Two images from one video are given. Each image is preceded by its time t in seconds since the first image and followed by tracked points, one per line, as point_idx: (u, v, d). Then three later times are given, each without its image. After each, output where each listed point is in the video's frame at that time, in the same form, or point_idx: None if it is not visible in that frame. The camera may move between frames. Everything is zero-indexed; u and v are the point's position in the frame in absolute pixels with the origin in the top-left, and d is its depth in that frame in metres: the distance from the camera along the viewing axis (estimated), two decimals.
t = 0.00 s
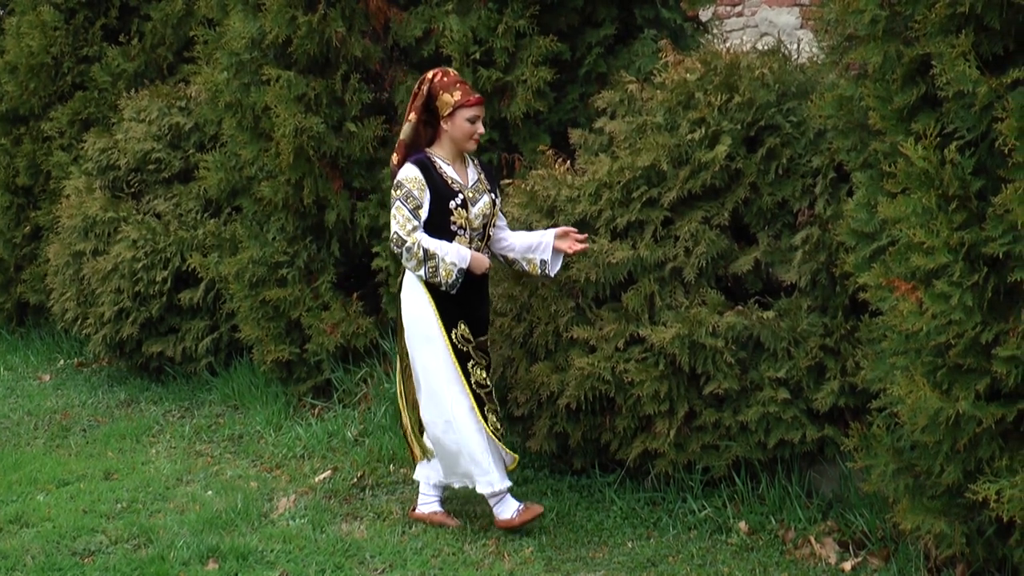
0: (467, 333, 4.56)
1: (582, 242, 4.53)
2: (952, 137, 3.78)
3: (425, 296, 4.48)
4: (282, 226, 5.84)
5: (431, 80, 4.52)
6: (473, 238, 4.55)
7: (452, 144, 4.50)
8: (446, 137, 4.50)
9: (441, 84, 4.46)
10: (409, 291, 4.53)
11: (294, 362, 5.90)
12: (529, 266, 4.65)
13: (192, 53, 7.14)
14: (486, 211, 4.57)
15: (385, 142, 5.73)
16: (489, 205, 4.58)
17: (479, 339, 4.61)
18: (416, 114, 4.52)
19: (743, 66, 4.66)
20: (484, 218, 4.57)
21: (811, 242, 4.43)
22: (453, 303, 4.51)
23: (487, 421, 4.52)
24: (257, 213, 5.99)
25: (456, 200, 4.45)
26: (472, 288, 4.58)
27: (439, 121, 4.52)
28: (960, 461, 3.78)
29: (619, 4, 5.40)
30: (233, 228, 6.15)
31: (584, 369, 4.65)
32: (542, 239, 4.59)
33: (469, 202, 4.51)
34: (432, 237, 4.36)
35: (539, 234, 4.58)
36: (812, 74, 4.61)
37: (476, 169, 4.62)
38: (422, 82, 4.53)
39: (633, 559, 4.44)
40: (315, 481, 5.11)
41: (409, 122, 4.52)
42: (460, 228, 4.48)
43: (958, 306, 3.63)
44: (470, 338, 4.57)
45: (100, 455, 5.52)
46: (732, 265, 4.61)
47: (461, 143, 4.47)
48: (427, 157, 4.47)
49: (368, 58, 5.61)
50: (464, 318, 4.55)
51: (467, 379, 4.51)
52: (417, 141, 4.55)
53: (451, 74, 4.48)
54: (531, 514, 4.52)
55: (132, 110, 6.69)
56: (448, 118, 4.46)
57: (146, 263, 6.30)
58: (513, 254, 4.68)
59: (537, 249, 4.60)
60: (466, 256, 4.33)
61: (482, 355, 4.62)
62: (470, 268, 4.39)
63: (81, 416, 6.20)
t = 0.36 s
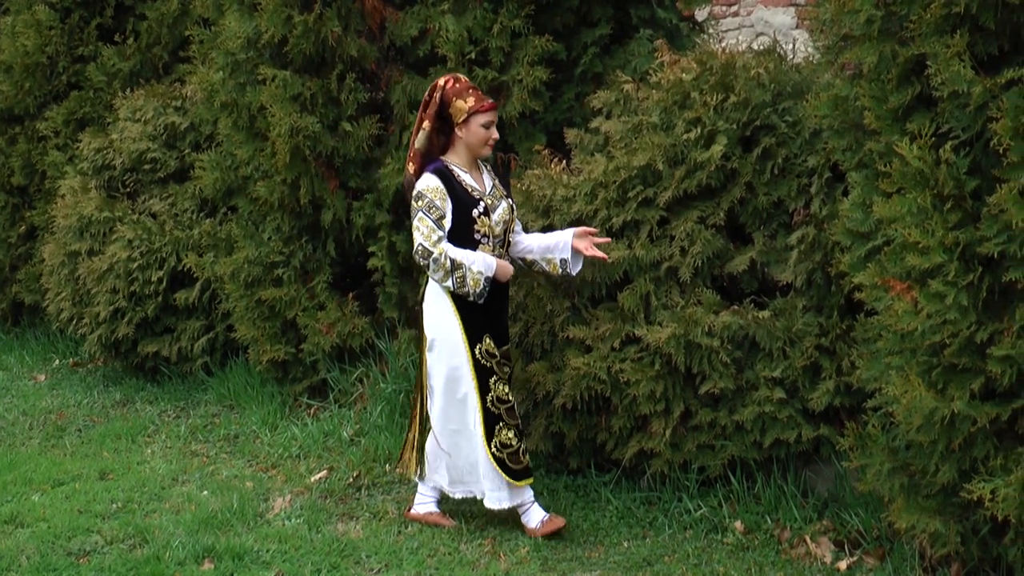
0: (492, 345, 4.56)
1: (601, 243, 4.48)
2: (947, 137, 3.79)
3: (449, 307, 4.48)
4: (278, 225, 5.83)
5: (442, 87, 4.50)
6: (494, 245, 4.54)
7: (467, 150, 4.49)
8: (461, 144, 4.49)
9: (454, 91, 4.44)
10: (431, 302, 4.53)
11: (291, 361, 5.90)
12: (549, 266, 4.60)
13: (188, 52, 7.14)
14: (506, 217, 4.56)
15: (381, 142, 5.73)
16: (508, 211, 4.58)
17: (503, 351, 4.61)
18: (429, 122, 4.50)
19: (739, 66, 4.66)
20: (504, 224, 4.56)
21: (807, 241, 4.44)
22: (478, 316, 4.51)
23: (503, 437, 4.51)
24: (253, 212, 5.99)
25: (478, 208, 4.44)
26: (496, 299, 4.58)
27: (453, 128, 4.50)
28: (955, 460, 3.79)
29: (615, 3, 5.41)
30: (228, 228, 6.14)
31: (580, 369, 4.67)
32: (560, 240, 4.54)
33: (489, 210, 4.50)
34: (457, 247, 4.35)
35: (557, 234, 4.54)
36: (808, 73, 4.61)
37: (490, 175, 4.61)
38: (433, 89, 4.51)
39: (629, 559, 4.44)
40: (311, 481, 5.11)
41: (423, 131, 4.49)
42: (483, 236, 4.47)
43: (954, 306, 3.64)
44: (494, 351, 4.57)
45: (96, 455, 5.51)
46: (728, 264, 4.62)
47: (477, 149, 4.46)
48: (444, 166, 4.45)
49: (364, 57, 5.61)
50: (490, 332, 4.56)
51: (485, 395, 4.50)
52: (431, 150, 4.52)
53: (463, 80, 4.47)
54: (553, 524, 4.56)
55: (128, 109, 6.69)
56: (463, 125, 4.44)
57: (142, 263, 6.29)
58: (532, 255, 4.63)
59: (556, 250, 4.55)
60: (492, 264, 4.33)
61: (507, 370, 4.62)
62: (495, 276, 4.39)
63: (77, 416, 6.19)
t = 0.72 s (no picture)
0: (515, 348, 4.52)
1: (626, 242, 4.46)
2: (940, 136, 3.80)
3: (474, 307, 4.45)
4: (272, 225, 5.83)
5: (456, 87, 4.45)
6: (520, 243, 4.48)
7: (486, 148, 4.43)
8: (479, 143, 4.44)
9: (467, 90, 4.41)
10: (457, 299, 4.50)
11: (285, 361, 5.89)
12: (571, 264, 4.56)
13: (182, 51, 7.12)
14: (529, 214, 4.51)
15: (375, 142, 5.71)
16: (531, 208, 4.52)
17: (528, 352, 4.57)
18: (446, 122, 4.45)
19: (733, 66, 4.66)
20: (528, 221, 4.51)
21: (800, 241, 4.45)
22: (500, 318, 4.47)
23: (517, 441, 4.49)
24: (247, 212, 5.98)
25: (502, 206, 4.39)
26: (522, 300, 4.54)
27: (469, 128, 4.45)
28: (948, 459, 3.80)
29: (609, 3, 5.42)
30: (223, 228, 6.13)
31: (575, 368, 4.70)
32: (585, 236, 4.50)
33: (513, 207, 4.44)
34: (484, 248, 4.30)
35: (582, 231, 4.50)
36: (802, 73, 4.62)
37: (510, 172, 4.55)
38: (447, 89, 4.47)
39: (623, 559, 4.44)
40: (306, 480, 5.10)
41: (441, 132, 4.44)
42: (509, 235, 4.42)
43: (947, 305, 3.66)
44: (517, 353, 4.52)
45: (90, 455, 5.50)
46: (722, 264, 4.62)
47: (495, 146, 4.40)
48: (464, 167, 4.40)
49: (359, 56, 5.60)
50: (513, 334, 4.51)
51: (503, 398, 4.47)
52: (450, 150, 4.48)
53: (475, 78, 4.42)
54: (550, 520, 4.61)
55: (122, 108, 6.67)
56: (479, 123, 4.39)
57: (136, 262, 6.28)
58: (555, 252, 4.58)
59: (580, 246, 4.51)
60: (520, 262, 4.27)
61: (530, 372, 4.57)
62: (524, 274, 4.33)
63: (70, 416, 6.18)
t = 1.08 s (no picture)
0: (521, 349, 4.44)
1: (634, 240, 4.48)
2: (932, 136, 3.81)
3: (479, 307, 4.41)
4: (265, 224, 5.82)
5: (467, 82, 4.41)
6: (528, 239, 4.44)
7: (494, 145, 4.40)
8: (487, 139, 4.40)
9: (478, 85, 4.37)
10: (466, 297, 4.48)
11: (278, 361, 5.89)
12: (579, 262, 4.55)
13: (175, 51, 7.11)
14: (538, 210, 4.47)
15: (368, 142, 5.70)
16: (540, 203, 4.48)
17: (538, 353, 4.48)
18: (456, 118, 4.42)
19: (726, 66, 4.67)
20: (537, 217, 4.46)
21: (793, 240, 4.45)
22: (503, 318, 4.41)
23: (517, 442, 4.47)
24: (240, 212, 5.97)
25: (509, 203, 4.35)
26: (531, 299, 4.46)
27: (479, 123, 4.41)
28: (940, 458, 3.81)
29: (602, 3, 5.42)
30: (215, 227, 6.12)
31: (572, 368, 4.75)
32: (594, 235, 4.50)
33: (521, 203, 4.40)
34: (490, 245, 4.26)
35: (590, 229, 4.49)
36: (795, 73, 4.63)
37: (519, 168, 4.52)
38: (458, 84, 4.43)
39: (616, 559, 4.45)
40: (298, 480, 5.09)
41: (450, 128, 4.41)
42: (517, 231, 4.38)
43: (939, 304, 3.67)
44: (523, 354, 4.45)
45: (81, 455, 5.49)
46: (716, 264, 4.62)
47: (503, 144, 4.37)
48: (472, 163, 4.37)
49: (351, 56, 5.59)
50: (519, 334, 4.44)
51: (504, 400, 4.43)
52: (459, 146, 4.45)
53: (487, 73, 4.37)
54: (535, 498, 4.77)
55: (115, 108, 6.66)
56: (489, 119, 4.36)
57: (128, 262, 6.27)
58: (562, 250, 4.56)
59: (589, 244, 4.50)
60: (528, 259, 4.23)
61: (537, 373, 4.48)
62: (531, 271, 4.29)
63: (62, 416, 6.16)
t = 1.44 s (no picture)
0: (520, 347, 4.41)
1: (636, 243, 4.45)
2: (922, 136, 3.82)
3: (474, 309, 4.41)
4: (255, 224, 5.81)
5: (471, 77, 4.38)
6: (525, 239, 4.41)
7: (496, 143, 4.37)
8: (489, 136, 4.37)
9: (481, 82, 4.33)
10: (463, 301, 4.49)
11: (268, 361, 5.88)
12: (582, 266, 4.54)
13: (164, 51, 7.09)
14: (538, 209, 4.43)
15: (359, 142, 5.69)
16: (540, 202, 4.44)
17: (540, 349, 4.42)
18: (457, 114, 4.40)
19: (716, 66, 4.67)
20: (535, 217, 4.42)
21: (783, 240, 4.45)
22: (498, 318, 4.39)
23: (533, 440, 4.44)
24: (230, 212, 5.96)
25: (503, 202, 4.33)
26: (528, 295, 4.41)
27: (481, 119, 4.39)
28: (929, 458, 3.83)
29: (592, 2, 5.42)
30: (205, 227, 6.11)
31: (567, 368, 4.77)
32: (597, 240, 4.47)
33: (518, 203, 4.37)
34: (481, 244, 4.25)
35: (593, 233, 4.46)
36: (785, 73, 4.63)
37: (523, 165, 4.48)
38: (463, 79, 4.40)
39: (607, 558, 4.45)
40: (288, 480, 5.09)
41: (451, 123, 4.39)
42: (511, 231, 4.35)
43: (928, 304, 3.68)
44: (522, 352, 4.41)
45: (71, 455, 5.47)
46: (707, 264, 4.61)
47: (505, 142, 4.34)
48: (471, 160, 4.35)
49: (342, 56, 5.58)
50: (517, 332, 4.40)
51: (507, 399, 4.42)
52: (460, 142, 4.43)
53: (492, 69, 4.34)
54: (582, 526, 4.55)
55: (104, 108, 6.64)
56: (490, 116, 4.33)
57: (118, 262, 6.26)
58: (565, 252, 4.54)
59: (592, 248, 4.48)
60: (519, 259, 4.21)
61: (538, 369, 4.42)
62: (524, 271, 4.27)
63: (52, 416, 6.15)
